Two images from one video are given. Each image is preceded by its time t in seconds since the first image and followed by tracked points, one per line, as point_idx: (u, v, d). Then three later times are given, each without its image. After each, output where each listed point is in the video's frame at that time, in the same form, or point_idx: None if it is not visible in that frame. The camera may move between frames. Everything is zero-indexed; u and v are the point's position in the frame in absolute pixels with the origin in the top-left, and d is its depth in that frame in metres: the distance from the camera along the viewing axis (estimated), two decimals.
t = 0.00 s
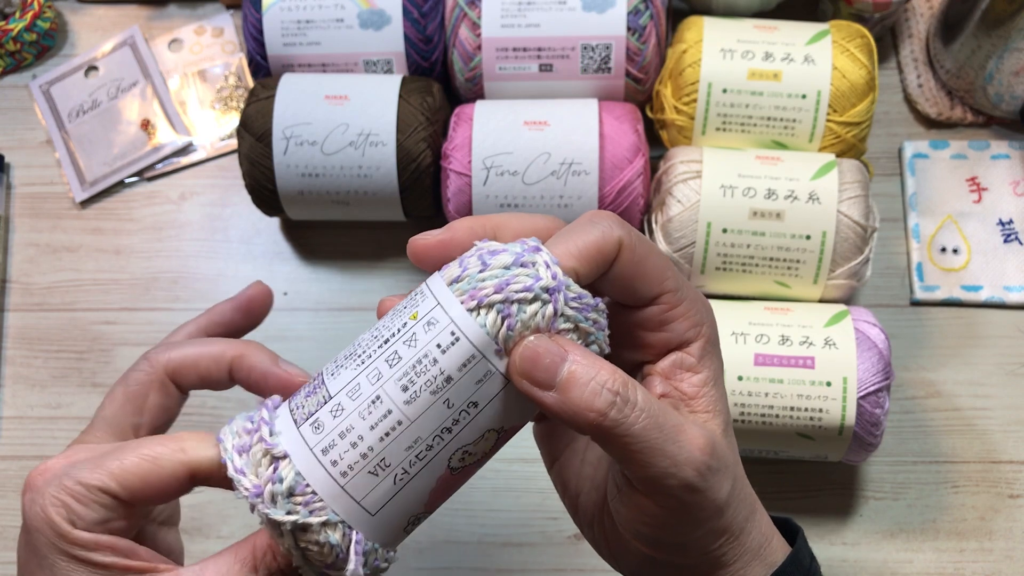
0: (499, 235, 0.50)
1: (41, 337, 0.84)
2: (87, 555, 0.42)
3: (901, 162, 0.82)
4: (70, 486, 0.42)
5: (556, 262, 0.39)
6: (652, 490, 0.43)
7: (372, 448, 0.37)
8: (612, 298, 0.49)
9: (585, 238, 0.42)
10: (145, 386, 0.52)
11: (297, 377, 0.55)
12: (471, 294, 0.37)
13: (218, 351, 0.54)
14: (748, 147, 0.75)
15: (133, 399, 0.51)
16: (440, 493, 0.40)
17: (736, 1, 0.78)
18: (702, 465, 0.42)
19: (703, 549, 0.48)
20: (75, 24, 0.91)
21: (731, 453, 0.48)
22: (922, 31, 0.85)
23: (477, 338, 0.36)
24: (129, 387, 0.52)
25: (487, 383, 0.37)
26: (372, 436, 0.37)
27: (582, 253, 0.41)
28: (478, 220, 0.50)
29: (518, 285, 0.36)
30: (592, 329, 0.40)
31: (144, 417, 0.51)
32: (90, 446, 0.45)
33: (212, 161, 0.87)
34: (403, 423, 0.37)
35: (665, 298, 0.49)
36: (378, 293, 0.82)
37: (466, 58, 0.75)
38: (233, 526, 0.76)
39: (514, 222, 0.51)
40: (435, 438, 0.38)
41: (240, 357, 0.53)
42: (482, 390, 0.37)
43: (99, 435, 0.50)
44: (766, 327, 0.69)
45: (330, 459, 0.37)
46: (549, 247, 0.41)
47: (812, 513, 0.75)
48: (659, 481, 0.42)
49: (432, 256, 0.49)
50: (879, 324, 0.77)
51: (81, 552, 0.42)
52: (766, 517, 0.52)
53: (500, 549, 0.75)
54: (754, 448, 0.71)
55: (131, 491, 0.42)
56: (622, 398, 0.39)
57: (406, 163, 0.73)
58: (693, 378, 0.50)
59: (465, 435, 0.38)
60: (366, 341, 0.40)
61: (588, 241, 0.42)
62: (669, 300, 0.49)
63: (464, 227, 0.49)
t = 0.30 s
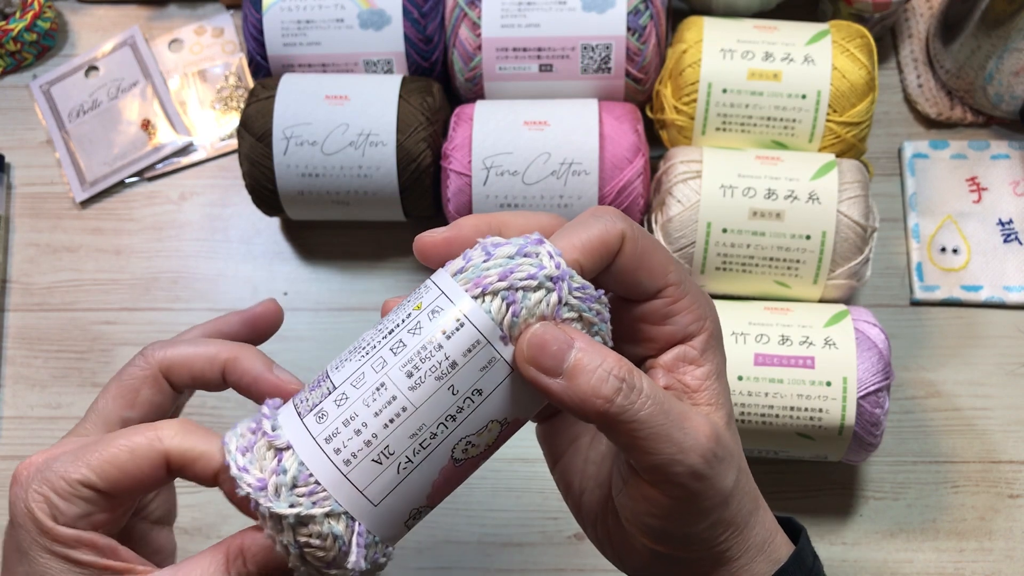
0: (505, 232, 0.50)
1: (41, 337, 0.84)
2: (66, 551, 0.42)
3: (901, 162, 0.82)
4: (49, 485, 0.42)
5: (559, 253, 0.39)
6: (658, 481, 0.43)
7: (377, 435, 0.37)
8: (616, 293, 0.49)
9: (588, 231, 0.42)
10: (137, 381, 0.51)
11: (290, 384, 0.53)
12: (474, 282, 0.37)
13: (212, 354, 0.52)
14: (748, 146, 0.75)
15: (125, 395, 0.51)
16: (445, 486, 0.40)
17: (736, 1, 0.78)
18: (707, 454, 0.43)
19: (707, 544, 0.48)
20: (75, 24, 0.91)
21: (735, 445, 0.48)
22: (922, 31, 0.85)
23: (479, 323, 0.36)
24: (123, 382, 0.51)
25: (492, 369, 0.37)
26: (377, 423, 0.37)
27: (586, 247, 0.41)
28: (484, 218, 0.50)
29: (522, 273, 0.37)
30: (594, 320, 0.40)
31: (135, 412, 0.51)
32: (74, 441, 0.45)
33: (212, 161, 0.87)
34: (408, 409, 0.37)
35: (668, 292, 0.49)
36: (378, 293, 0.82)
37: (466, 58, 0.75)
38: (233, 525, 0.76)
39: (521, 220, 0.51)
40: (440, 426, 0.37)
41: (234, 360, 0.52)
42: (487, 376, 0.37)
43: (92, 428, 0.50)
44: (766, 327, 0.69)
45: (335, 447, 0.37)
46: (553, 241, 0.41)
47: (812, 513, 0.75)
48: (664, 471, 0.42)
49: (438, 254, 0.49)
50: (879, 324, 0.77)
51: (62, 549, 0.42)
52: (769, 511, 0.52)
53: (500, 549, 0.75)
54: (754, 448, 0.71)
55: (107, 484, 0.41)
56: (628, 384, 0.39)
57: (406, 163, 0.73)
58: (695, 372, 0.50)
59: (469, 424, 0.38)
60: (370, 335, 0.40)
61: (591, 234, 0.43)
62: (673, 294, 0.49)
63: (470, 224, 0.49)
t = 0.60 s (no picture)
0: (506, 229, 0.49)
1: (41, 337, 0.84)
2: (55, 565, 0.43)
3: (901, 162, 0.82)
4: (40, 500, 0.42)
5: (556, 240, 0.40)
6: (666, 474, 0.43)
7: (390, 431, 0.36)
8: (615, 287, 0.49)
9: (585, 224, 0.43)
10: (141, 387, 0.50)
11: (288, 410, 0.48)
12: (477, 271, 0.37)
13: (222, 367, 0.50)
14: (748, 147, 0.75)
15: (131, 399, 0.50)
16: (462, 482, 0.39)
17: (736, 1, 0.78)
18: (711, 444, 0.43)
19: (710, 539, 0.48)
20: (75, 24, 0.91)
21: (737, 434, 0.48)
22: (922, 31, 0.85)
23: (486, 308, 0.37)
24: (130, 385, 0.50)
25: (502, 356, 0.37)
26: (390, 419, 0.36)
27: (584, 238, 0.42)
28: (485, 216, 0.50)
29: (522, 258, 0.37)
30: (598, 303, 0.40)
31: (138, 419, 0.50)
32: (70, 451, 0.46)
33: (212, 161, 0.87)
34: (420, 403, 0.36)
35: (668, 284, 0.49)
36: (378, 293, 0.82)
37: (466, 58, 0.75)
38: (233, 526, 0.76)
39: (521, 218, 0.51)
40: (454, 417, 0.37)
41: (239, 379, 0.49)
42: (498, 364, 0.37)
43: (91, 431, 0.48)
44: (766, 327, 0.69)
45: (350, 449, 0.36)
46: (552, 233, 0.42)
47: (812, 513, 0.75)
48: (673, 459, 0.42)
49: (438, 252, 0.48)
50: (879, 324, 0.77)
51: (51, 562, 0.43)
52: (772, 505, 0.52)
53: (500, 549, 0.75)
54: (754, 449, 0.71)
55: (93, 503, 0.41)
56: (635, 363, 0.40)
57: (406, 163, 0.73)
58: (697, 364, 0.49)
59: (483, 416, 0.37)
60: (371, 340, 0.39)
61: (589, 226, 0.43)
62: (672, 286, 0.49)
63: (471, 223, 0.49)
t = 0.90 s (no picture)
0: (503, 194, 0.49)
1: (40, 337, 0.84)
2: None
3: (901, 162, 0.82)
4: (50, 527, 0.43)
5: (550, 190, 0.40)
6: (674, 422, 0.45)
7: (437, 404, 0.34)
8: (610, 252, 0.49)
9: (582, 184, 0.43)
10: (142, 382, 0.47)
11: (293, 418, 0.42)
12: (487, 231, 0.36)
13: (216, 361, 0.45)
14: (748, 146, 0.75)
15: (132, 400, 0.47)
16: (508, 452, 0.36)
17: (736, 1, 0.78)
18: (718, 388, 0.45)
19: (715, 505, 0.49)
20: (75, 24, 0.91)
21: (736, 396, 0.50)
22: (922, 31, 0.85)
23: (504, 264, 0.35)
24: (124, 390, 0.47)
25: (531, 312, 0.36)
26: (433, 392, 0.34)
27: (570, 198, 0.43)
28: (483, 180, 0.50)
29: (529, 211, 0.37)
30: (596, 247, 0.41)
31: (140, 417, 0.47)
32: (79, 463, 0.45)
33: (212, 161, 0.87)
34: (462, 370, 0.34)
35: (662, 248, 0.49)
36: (378, 292, 0.82)
37: (466, 58, 0.75)
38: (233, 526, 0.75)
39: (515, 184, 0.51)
40: (495, 382, 0.35)
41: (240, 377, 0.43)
42: (528, 321, 0.36)
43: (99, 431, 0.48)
44: (766, 327, 0.69)
45: (399, 427, 0.33)
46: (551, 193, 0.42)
47: (812, 512, 0.75)
48: (682, 400, 0.44)
49: (437, 214, 0.48)
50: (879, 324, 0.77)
51: None
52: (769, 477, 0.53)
53: (500, 548, 0.75)
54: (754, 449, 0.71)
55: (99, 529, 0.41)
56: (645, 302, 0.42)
57: (406, 163, 0.73)
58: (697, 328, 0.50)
59: (522, 378, 0.36)
60: (383, 325, 0.37)
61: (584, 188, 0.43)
62: (666, 250, 0.49)
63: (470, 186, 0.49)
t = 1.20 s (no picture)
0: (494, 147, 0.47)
1: (40, 337, 0.84)
2: None
3: (901, 162, 0.82)
4: None
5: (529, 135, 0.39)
6: (665, 367, 0.44)
7: (464, 385, 0.32)
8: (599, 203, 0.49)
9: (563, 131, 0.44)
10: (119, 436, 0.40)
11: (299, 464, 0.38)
12: (477, 189, 0.35)
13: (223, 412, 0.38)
14: (748, 146, 0.75)
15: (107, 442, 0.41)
16: (539, 417, 0.35)
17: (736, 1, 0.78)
18: (708, 328, 0.44)
19: (709, 464, 0.47)
20: (74, 24, 0.91)
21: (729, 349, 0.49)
22: (922, 31, 0.85)
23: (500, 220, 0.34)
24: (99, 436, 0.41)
25: (536, 271, 0.34)
26: (458, 373, 0.32)
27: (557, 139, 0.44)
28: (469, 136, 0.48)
29: (513, 162, 0.36)
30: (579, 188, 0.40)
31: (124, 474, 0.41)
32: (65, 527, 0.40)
33: (212, 161, 0.87)
34: (482, 345, 0.32)
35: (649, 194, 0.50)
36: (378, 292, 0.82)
37: (466, 58, 0.75)
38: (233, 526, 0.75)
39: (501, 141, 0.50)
40: (516, 350, 0.33)
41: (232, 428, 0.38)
42: (536, 281, 0.34)
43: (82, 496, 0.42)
44: (766, 327, 0.69)
45: (427, 414, 0.31)
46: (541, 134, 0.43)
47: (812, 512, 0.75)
48: (672, 343, 0.43)
49: (427, 172, 0.45)
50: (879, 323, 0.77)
51: None
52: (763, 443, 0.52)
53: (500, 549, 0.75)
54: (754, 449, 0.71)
55: None
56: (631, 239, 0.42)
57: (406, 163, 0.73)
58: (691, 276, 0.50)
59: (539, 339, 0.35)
60: (382, 314, 0.35)
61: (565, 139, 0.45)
62: (654, 196, 0.50)
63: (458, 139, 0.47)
